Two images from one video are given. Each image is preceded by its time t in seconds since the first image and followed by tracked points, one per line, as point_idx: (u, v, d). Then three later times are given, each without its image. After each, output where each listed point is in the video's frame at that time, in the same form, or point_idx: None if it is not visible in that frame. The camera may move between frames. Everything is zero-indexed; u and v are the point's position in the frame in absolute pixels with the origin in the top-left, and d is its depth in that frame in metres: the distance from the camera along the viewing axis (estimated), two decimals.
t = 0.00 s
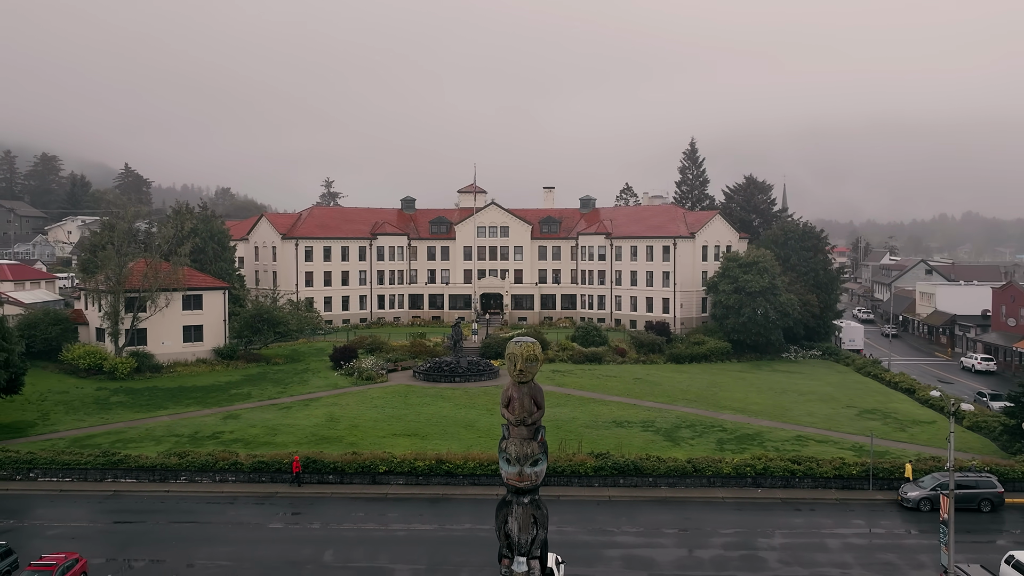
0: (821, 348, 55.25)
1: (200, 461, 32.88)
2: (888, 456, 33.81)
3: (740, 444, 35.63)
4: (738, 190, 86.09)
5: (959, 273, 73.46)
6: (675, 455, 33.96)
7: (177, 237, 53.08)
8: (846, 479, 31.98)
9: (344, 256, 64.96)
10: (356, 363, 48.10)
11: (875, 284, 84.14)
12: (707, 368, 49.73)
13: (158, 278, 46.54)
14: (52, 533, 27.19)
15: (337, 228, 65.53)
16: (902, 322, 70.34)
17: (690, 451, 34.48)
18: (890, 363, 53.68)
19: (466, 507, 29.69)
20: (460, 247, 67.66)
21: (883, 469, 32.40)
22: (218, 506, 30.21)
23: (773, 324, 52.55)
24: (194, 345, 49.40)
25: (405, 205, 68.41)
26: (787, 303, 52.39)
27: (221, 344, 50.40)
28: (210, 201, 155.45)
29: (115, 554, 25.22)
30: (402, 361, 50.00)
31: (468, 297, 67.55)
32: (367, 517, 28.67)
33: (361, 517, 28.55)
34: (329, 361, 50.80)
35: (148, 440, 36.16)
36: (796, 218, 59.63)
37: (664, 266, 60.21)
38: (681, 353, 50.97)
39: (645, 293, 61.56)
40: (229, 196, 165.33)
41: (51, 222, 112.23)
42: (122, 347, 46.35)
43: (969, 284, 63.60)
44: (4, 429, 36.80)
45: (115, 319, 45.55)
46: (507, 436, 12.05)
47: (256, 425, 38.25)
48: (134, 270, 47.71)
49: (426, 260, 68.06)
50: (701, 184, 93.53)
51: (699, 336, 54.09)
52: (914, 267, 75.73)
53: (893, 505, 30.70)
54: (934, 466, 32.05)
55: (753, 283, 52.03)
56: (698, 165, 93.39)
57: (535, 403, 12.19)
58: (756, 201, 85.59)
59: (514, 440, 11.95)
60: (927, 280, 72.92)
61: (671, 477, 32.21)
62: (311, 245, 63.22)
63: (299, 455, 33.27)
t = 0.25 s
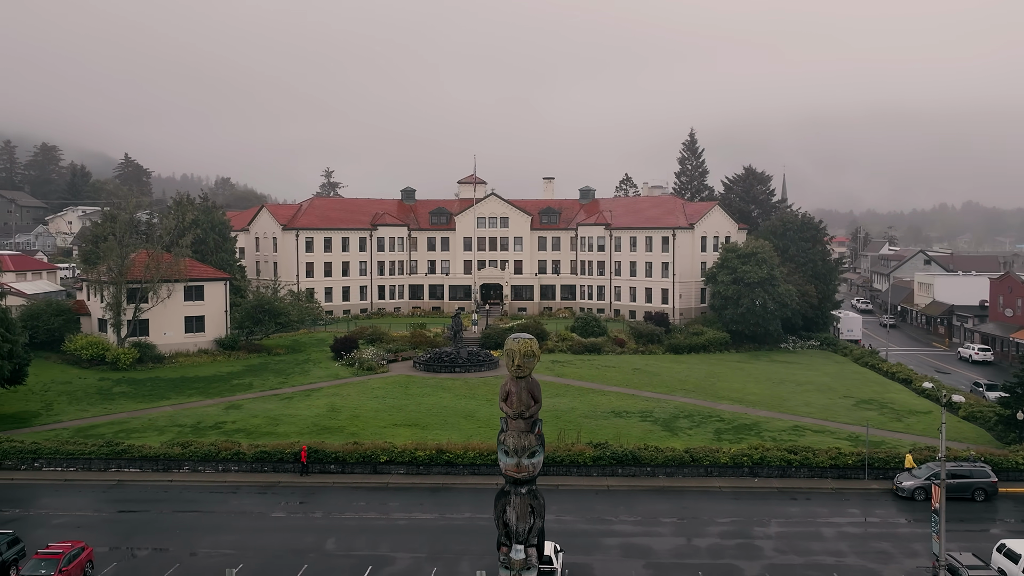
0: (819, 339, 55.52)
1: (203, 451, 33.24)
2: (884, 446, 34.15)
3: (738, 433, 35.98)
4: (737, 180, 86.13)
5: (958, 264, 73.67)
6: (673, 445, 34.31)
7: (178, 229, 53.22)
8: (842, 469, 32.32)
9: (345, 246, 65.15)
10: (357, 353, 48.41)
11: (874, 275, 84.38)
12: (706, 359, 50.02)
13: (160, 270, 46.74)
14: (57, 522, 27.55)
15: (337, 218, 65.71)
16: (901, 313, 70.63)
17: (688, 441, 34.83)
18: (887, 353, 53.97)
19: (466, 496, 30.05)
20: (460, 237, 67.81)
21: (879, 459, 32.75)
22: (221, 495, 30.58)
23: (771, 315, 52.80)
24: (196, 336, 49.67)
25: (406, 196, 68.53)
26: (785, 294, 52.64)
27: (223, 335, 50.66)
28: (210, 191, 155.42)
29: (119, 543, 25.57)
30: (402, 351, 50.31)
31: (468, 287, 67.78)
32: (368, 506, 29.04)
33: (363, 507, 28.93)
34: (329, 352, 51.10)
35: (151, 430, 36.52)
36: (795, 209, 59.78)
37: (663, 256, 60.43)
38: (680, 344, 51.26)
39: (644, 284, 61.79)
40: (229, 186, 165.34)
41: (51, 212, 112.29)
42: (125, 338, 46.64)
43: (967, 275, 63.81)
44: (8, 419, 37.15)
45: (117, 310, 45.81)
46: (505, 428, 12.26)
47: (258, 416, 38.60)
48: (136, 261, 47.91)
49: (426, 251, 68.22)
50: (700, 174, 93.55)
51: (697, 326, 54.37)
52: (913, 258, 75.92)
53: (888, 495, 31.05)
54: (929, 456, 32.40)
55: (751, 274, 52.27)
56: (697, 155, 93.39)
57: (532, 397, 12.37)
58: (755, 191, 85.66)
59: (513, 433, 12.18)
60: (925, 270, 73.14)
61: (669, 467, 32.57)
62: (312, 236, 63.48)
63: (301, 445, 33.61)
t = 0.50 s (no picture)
0: (817, 329, 55.80)
1: (205, 441, 33.57)
2: (880, 436, 34.49)
3: (735, 424, 36.33)
4: (736, 171, 86.16)
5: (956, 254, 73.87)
6: (671, 435, 34.64)
7: (179, 220, 53.37)
8: (838, 459, 32.68)
9: (345, 237, 65.33)
10: (358, 344, 48.71)
11: (872, 265, 84.60)
12: (704, 349, 50.33)
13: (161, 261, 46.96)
14: (62, 511, 27.92)
15: (338, 209, 65.85)
16: (899, 303, 70.90)
17: (686, 430, 35.17)
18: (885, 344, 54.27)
19: (466, 485, 30.41)
20: (460, 228, 67.95)
21: (874, 449, 33.09)
22: (223, 484, 30.94)
23: (770, 305, 53.06)
24: (197, 326, 49.94)
25: (405, 187, 68.62)
26: (783, 285, 52.91)
27: (224, 326, 50.93)
28: (209, 181, 155.38)
29: (123, 531, 25.92)
30: (402, 342, 50.62)
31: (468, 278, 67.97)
32: (369, 495, 29.41)
33: (364, 496, 29.28)
34: (330, 342, 51.39)
35: (154, 420, 36.85)
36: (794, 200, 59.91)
37: (662, 247, 60.64)
38: (679, 334, 51.56)
39: (643, 275, 62.03)
40: (229, 176, 165.31)
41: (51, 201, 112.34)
42: (127, 328, 46.92)
43: (965, 265, 64.04)
44: (12, 409, 37.50)
45: (119, 301, 46.06)
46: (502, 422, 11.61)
47: (259, 406, 38.93)
48: (138, 252, 48.13)
49: (426, 241, 68.38)
50: (699, 165, 93.56)
51: (696, 317, 54.65)
52: (912, 248, 76.11)
53: (883, 484, 31.42)
54: (924, 446, 32.75)
55: (749, 264, 52.54)
56: (697, 146, 93.38)
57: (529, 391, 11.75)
58: (754, 182, 85.71)
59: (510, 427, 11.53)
60: (924, 261, 73.35)
61: (667, 456, 32.92)
62: (312, 227, 63.70)
63: (303, 435, 33.93)
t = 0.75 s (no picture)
0: (816, 320, 56.06)
1: (208, 431, 33.94)
2: (876, 426, 34.82)
3: (732, 413, 36.68)
4: (735, 161, 86.16)
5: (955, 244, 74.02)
6: (669, 425, 35.01)
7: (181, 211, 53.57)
8: (834, 448, 33.05)
9: (345, 228, 65.49)
10: (358, 334, 49.02)
11: (872, 255, 84.76)
12: (704, 339, 50.65)
13: (163, 252, 47.25)
14: (68, 500, 28.30)
15: (338, 200, 65.98)
16: (898, 294, 71.11)
17: (684, 420, 35.53)
18: (883, 334, 54.53)
19: (466, 475, 30.79)
20: (460, 219, 68.07)
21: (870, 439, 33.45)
22: (226, 474, 31.31)
23: (768, 296, 53.33)
24: (199, 317, 50.23)
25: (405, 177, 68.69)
26: (782, 276, 53.18)
27: (225, 316, 51.22)
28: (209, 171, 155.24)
29: (127, 520, 26.30)
30: (403, 332, 50.91)
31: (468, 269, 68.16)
32: (370, 484, 29.78)
33: (365, 485, 29.65)
34: (331, 333, 51.71)
35: (157, 410, 37.23)
36: (793, 191, 60.06)
37: (662, 238, 60.86)
38: (678, 325, 51.86)
39: (643, 266, 62.29)
40: (229, 165, 165.27)
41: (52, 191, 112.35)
42: (129, 319, 47.23)
43: (963, 255, 64.22)
44: (16, 399, 37.87)
45: (121, 292, 46.35)
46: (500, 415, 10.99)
47: (261, 396, 39.28)
48: (140, 242, 48.39)
49: (426, 232, 68.53)
50: (699, 156, 93.52)
51: (695, 307, 54.92)
52: (911, 238, 76.28)
53: (878, 473, 31.80)
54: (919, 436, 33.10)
55: (748, 255, 52.80)
56: (697, 136, 93.32)
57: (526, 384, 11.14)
58: (753, 173, 85.73)
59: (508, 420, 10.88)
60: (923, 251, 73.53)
61: (665, 446, 33.28)
62: (312, 218, 63.88)
63: (305, 425, 34.29)
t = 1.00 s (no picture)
0: (814, 310, 56.30)
1: (211, 421, 34.30)
2: (872, 416, 35.17)
3: (730, 403, 37.04)
4: (734, 152, 86.17)
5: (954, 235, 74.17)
6: (667, 415, 35.36)
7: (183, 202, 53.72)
8: (830, 438, 33.40)
9: (346, 218, 65.64)
10: (359, 325, 49.31)
11: (871, 246, 84.94)
12: (703, 330, 50.97)
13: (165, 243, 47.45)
14: (72, 489, 28.66)
15: (338, 190, 66.10)
16: (897, 284, 71.35)
17: (682, 410, 35.89)
18: (881, 324, 54.81)
19: (467, 464, 31.16)
20: (460, 209, 68.20)
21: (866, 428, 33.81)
22: (229, 463, 31.69)
23: (767, 287, 53.58)
24: (201, 308, 50.50)
25: (405, 168, 68.75)
26: (780, 266, 53.42)
27: (226, 307, 51.47)
28: (209, 161, 155.09)
29: (132, 509, 26.69)
30: (403, 323, 51.20)
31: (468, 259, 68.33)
32: (372, 474, 30.16)
33: (366, 475, 30.03)
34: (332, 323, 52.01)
35: (160, 400, 37.58)
36: (792, 181, 60.17)
37: (661, 229, 61.04)
38: (676, 315, 52.14)
39: (642, 256, 62.49)
40: (229, 155, 165.17)
41: (52, 182, 112.37)
42: (131, 310, 47.50)
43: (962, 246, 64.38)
44: (20, 389, 38.22)
45: (124, 283, 46.60)
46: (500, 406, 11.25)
47: (263, 386, 39.62)
48: (141, 234, 48.57)
49: (426, 223, 68.66)
50: (698, 146, 93.47)
51: (694, 298, 55.17)
52: (910, 228, 76.40)
53: (874, 462, 32.17)
54: (914, 426, 33.45)
55: (746, 245, 53.01)
56: (696, 127, 93.25)
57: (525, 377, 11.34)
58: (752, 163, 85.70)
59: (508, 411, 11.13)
60: (922, 241, 73.68)
61: (663, 436, 33.63)
62: (313, 208, 64.01)
63: (306, 415, 34.64)
